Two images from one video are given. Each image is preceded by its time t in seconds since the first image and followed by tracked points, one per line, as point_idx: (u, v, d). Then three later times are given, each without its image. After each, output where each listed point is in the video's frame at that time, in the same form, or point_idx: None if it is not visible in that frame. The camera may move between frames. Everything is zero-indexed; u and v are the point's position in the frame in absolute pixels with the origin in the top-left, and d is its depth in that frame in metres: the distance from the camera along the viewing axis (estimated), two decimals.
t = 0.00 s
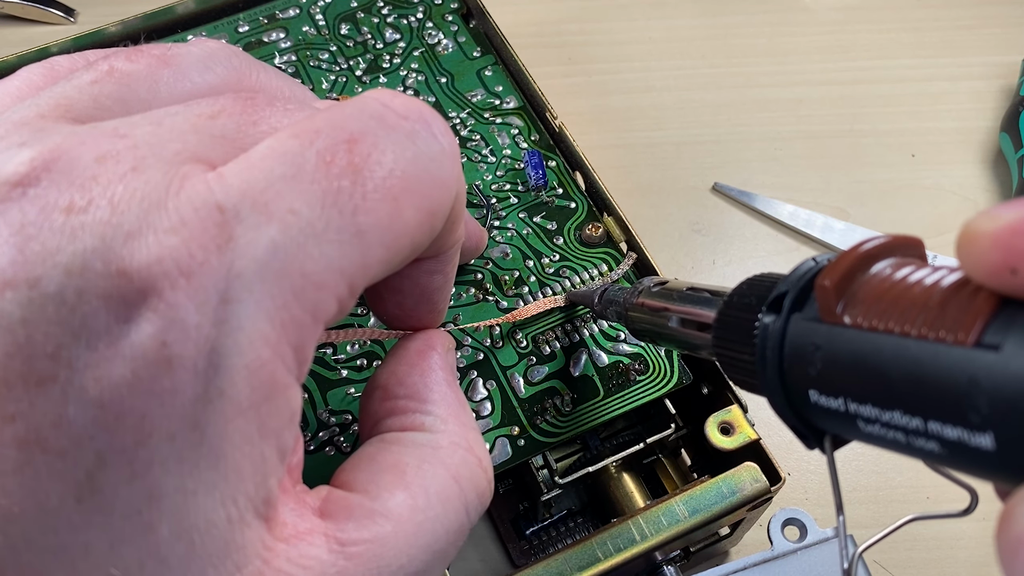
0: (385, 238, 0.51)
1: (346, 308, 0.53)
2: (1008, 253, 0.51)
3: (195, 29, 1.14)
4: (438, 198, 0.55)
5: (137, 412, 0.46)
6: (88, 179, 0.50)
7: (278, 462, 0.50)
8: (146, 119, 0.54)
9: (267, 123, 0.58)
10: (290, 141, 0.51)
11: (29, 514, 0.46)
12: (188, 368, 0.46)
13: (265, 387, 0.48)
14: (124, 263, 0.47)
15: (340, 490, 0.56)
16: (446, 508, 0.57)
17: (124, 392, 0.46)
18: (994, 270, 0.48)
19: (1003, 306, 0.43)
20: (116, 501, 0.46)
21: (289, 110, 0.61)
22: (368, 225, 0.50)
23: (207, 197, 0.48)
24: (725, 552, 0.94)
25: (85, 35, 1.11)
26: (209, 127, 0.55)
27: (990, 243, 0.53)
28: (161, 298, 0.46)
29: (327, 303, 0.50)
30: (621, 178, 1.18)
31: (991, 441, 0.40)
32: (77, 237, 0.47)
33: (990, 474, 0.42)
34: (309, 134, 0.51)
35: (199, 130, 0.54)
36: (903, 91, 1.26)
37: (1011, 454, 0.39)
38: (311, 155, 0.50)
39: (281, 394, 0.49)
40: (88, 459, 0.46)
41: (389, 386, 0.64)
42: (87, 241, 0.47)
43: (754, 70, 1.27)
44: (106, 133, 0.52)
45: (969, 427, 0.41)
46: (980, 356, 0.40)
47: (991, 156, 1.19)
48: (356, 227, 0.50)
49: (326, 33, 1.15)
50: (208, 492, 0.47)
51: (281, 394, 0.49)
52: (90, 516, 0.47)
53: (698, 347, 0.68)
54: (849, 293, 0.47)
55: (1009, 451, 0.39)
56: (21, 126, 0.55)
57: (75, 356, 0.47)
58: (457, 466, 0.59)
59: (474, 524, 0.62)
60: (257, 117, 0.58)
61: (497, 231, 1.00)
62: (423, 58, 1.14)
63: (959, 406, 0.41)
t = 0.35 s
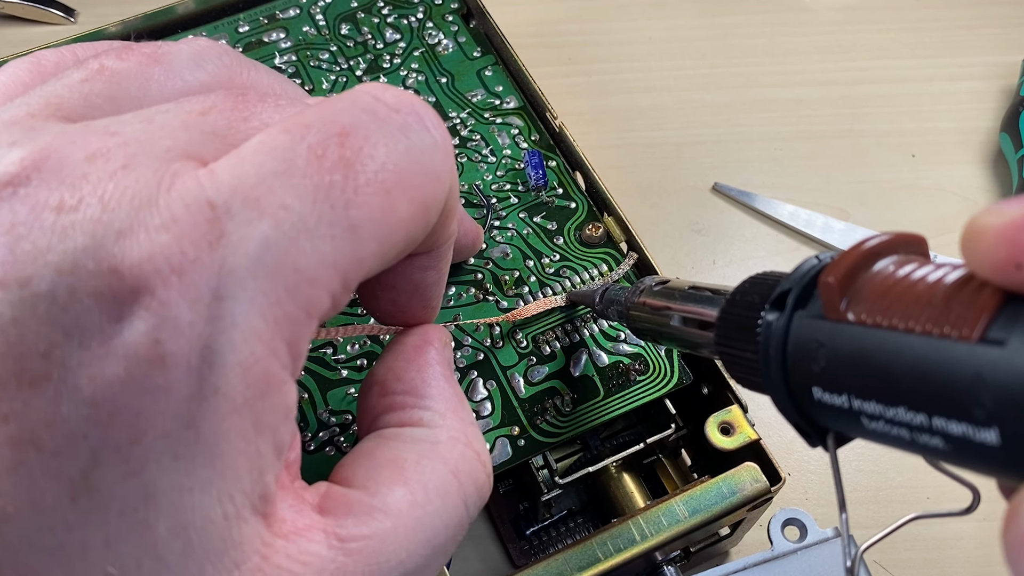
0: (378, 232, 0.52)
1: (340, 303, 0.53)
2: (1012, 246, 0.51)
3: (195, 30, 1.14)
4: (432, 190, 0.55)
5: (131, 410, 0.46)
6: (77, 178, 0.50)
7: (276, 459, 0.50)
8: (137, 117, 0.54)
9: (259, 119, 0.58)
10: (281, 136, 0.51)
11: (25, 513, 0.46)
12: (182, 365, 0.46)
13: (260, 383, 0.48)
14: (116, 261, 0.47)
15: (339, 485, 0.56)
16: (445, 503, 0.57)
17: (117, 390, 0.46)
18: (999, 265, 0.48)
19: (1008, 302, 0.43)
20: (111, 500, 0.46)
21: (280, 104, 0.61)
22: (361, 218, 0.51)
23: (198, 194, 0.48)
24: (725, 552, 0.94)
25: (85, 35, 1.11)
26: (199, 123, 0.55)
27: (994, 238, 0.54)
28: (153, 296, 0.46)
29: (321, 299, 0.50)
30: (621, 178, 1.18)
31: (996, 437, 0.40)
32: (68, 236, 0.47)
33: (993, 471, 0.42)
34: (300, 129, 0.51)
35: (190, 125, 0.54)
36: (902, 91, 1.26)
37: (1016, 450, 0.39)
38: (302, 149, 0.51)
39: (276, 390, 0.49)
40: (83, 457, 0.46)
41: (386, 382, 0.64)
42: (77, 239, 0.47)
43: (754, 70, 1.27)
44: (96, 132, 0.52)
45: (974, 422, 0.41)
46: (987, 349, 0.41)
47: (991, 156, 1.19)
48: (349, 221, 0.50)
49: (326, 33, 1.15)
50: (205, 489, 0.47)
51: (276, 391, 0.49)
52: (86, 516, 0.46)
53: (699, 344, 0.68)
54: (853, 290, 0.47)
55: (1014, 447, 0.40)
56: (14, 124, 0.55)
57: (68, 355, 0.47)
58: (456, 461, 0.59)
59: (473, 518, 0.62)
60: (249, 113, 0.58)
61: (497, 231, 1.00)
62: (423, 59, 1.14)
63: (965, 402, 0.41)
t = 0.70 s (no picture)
0: (359, 234, 0.53)
1: (317, 306, 0.54)
2: (1016, 257, 0.50)
3: (190, 30, 1.15)
4: (412, 197, 0.57)
5: (106, 401, 0.46)
6: (57, 166, 0.50)
7: (248, 457, 0.50)
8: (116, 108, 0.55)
9: (239, 116, 0.58)
10: (263, 136, 0.52)
11: None
12: (159, 359, 0.47)
13: (237, 379, 0.48)
14: (94, 251, 0.47)
15: (308, 483, 0.56)
16: (415, 499, 0.58)
17: (92, 381, 0.46)
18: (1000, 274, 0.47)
19: (1009, 309, 0.41)
20: (83, 493, 0.46)
21: (264, 102, 0.60)
22: (343, 220, 0.52)
23: (181, 187, 0.49)
24: (724, 549, 0.93)
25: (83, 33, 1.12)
26: (181, 117, 0.56)
27: (996, 247, 0.53)
28: (132, 287, 0.47)
29: (301, 297, 0.51)
30: (621, 178, 1.17)
31: (998, 445, 0.39)
32: (45, 224, 0.47)
33: (996, 480, 0.41)
34: (283, 131, 0.53)
35: (172, 120, 0.55)
36: (903, 91, 1.24)
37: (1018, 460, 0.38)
38: (285, 149, 0.52)
39: (253, 387, 0.50)
40: (54, 449, 0.46)
41: (354, 380, 0.64)
42: (55, 228, 0.47)
43: (752, 70, 1.26)
44: (76, 123, 0.53)
45: (976, 430, 0.39)
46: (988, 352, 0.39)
47: (990, 157, 1.18)
48: (331, 222, 0.52)
49: (321, 33, 1.16)
50: (178, 484, 0.47)
51: (253, 387, 0.50)
52: (55, 509, 0.46)
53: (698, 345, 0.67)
54: (853, 296, 0.45)
55: (1016, 456, 0.38)
56: None
57: (41, 344, 0.46)
58: (426, 458, 0.60)
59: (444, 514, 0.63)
60: (227, 107, 0.58)
61: (495, 231, 1.00)
62: (418, 58, 1.14)
63: (967, 410, 0.39)
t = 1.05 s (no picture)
0: (346, 244, 0.53)
1: (307, 317, 0.54)
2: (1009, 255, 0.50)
3: (190, 30, 1.15)
4: (398, 209, 0.57)
5: (95, 422, 0.46)
6: (41, 188, 0.50)
7: (242, 470, 0.50)
8: (104, 126, 0.55)
9: (225, 131, 0.58)
10: (247, 150, 0.52)
11: None
12: (146, 378, 0.46)
13: (226, 394, 0.49)
14: (78, 274, 0.47)
15: (307, 496, 0.56)
16: (416, 509, 0.58)
17: (81, 402, 0.46)
18: (995, 270, 0.47)
19: (1005, 306, 0.41)
20: (76, 512, 0.46)
21: (250, 113, 0.61)
22: (328, 231, 0.52)
23: (164, 205, 0.49)
24: (724, 548, 0.93)
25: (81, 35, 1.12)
26: (166, 134, 0.55)
27: (992, 243, 0.53)
28: (118, 308, 0.47)
29: (288, 309, 0.52)
30: (621, 179, 1.17)
31: (992, 442, 0.39)
32: (31, 248, 0.47)
33: (992, 478, 0.41)
34: (266, 145, 0.53)
35: (156, 137, 0.55)
36: (903, 91, 1.24)
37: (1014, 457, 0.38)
38: (268, 165, 0.52)
39: (243, 401, 0.50)
40: (46, 470, 0.46)
41: (350, 393, 0.64)
42: (41, 251, 0.47)
43: (752, 70, 1.26)
44: (64, 143, 0.53)
45: (970, 428, 0.39)
46: (983, 355, 0.39)
47: (991, 156, 1.18)
48: (316, 233, 0.52)
49: (321, 33, 1.15)
50: (170, 500, 0.47)
51: (243, 401, 0.50)
52: (49, 528, 0.46)
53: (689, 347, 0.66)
54: (847, 296, 0.46)
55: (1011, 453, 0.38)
56: None
57: (30, 367, 0.46)
58: (426, 467, 0.60)
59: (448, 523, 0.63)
60: (214, 122, 0.58)
61: (494, 230, 1.00)
62: (418, 58, 1.14)
63: (961, 407, 0.39)
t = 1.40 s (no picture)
0: (343, 238, 0.53)
1: (304, 311, 0.54)
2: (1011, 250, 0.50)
3: (190, 30, 1.15)
4: (395, 199, 0.57)
5: (91, 419, 0.46)
6: (38, 185, 0.50)
7: (240, 468, 0.50)
8: (100, 125, 0.55)
9: (221, 124, 0.58)
10: (243, 144, 0.52)
11: None
12: (142, 373, 0.47)
13: (222, 390, 0.48)
14: (74, 269, 0.47)
15: (306, 496, 0.56)
16: (415, 509, 0.58)
17: (77, 399, 0.46)
18: (995, 267, 0.47)
19: (1003, 303, 0.41)
20: (73, 508, 0.46)
21: (245, 110, 0.61)
22: (325, 225, 0.52)
23: (159, 201, 0.49)
24: (724, 548, 0.93)
25: (81, 36, 1.12)
26: (161, 131, 0.55)
27: (991, 240, 0.53)
28: (113, 304, 0.47)
29: (283, 304, 0.51)
30: (621, 178, 1.17)
31: (990, 439, 0.39)
32: (28, 245, 0.47)
33: (989, 474, 0.41)
34: (262, 137, 0.53)
35: (152, 134, 0.55)
36: (903, 91, 1.24)
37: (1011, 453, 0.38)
38: (264, 156, 0.52)
39: (239, 398, 0.49)
40: (43, 466, 0.46)
41: (350, 392, 0.64)
42: (37, 248, 0.47)
43: (752, 70, 1.26)
44: (60, 141, 0.53)
45: (968, 424, 0.39)
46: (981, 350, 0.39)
47: (991, 156, 1.18)
48: (311, 228, 0.51)
49: (321, 33, 1.16)
50: (167, 497, 0.47)
51: (239, 398, 0.49)
52: (46, 524, 0.46)
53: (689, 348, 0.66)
54: (846, 292, 0.45)
55: (1009, 449, 0.38)
56: None
57: (26, 363, 0.47)
58: (426, 466, 0.60)
59: (449, 522, 0.63)
60: (210, 119, 0.58)
61: (494, 230, 1.00)
62: (418, 58, 1.14)
63: (958, 403, 0.39)
